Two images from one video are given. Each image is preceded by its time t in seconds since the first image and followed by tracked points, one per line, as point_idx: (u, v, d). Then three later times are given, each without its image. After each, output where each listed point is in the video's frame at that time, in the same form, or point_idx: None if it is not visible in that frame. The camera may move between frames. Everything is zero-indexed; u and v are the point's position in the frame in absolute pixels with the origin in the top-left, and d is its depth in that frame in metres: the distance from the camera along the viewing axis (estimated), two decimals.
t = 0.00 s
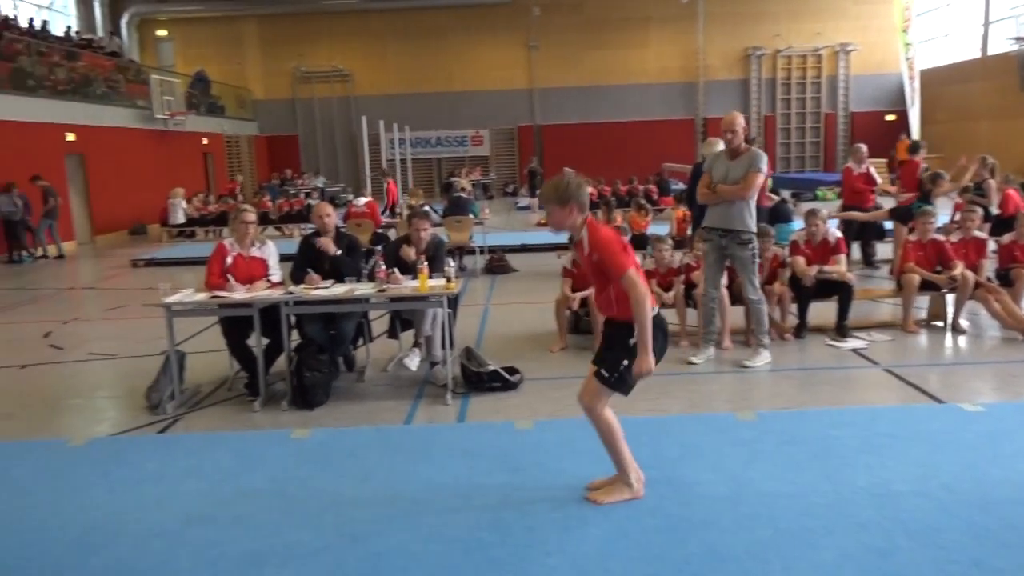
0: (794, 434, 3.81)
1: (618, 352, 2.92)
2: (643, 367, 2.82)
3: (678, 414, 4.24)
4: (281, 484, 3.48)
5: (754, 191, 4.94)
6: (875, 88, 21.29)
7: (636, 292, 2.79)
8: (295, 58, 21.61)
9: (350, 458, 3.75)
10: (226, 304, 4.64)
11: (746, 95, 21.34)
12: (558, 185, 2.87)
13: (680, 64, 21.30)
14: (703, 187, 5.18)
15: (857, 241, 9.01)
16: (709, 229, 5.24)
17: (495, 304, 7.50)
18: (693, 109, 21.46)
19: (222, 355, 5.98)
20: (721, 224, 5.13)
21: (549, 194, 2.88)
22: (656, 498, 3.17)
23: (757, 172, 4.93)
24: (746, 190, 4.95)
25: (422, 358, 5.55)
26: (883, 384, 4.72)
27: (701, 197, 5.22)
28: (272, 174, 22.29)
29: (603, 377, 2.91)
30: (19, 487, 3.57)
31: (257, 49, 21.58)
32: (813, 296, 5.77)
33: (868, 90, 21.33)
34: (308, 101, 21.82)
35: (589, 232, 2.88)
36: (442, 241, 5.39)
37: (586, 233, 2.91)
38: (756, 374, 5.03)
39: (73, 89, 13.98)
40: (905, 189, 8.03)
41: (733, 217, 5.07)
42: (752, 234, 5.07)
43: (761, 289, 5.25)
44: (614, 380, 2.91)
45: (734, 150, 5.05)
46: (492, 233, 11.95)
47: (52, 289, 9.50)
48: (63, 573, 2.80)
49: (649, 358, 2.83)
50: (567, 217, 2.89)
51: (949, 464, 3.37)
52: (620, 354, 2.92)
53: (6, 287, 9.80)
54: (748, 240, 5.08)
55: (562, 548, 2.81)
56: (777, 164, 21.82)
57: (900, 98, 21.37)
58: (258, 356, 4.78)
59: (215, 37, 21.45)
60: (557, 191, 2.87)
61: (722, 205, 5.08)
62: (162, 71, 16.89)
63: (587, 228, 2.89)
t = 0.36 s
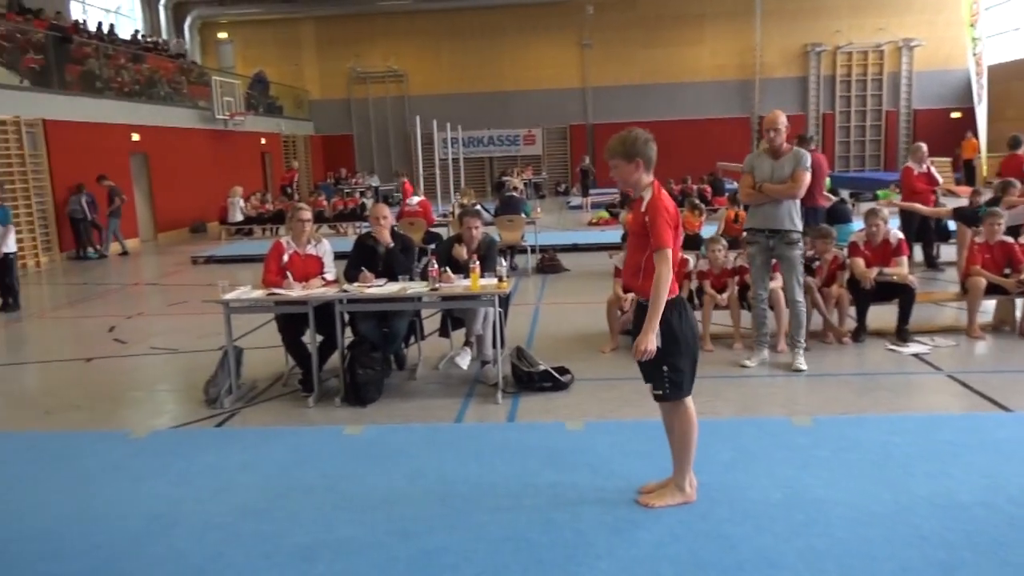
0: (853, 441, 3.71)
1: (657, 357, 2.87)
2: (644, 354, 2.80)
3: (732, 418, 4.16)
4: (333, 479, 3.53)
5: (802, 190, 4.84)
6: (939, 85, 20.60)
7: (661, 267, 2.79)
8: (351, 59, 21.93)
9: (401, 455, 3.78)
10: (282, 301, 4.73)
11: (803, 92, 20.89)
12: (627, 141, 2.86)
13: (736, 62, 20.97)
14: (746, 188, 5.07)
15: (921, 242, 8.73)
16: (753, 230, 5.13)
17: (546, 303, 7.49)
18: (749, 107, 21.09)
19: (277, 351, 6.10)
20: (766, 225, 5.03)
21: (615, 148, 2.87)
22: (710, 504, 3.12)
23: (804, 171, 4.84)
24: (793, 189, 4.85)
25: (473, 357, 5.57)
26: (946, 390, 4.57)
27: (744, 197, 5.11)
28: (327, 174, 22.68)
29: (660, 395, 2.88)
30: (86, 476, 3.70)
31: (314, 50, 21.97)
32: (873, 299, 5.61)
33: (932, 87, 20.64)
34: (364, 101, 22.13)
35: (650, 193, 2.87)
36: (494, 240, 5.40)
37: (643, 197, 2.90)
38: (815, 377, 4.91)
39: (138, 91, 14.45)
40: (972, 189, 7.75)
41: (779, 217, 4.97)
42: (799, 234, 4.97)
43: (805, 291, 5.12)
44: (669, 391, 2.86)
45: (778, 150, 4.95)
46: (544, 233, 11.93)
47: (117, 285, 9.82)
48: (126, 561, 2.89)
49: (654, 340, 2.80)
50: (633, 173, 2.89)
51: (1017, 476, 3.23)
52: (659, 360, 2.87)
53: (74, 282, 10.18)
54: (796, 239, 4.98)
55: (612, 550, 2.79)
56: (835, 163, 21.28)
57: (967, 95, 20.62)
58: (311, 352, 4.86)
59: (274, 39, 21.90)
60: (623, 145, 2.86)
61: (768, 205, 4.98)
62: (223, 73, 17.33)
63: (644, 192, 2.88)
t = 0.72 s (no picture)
0: (898, 451, 3.63)
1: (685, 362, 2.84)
2: (692, 355, 2.75)
3: (772, 426, 4.10)
4: (371, 480, 3.56)
5: (851, 192, 4.76)
6: (989, 87, 20.08)
7: (689, 268, 2.75)
8: (391, 63, 22.14)
9: (437, 458, 3.80)
10: (322, 303, 4.78)
11: (847, 96, 20.55)
12: (672, 142, 2.85)
13: (778, 65, 20.70)
14: (792, 191, 4.97)
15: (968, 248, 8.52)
16: (799, 234, 5.05)
17: (583, 307, 7.47)
18: (791, 110, 20.82)
19: (316, 352, 6.17)
20: (812, 228, 4.95)
21: (661, 148, 2.85)
22: (750, 513, 3.07)
23: (853, 172, 4.77)
24: (842, 191, 4.78)
25: (510, 360, 5.58)
26: (995, 400, 4.45)
27: (789, 200, 5.03)
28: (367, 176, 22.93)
29: (687, 399, 2.83)
30: (129, 473, 3.78)
31: (355, 54, 22.23)
32: (918, 306, 5.50)
33: (981, 89, 20.13)
34: (404, 105, 22.34)
35: (689, 196, 2.86)
36: (532, 243, 5.41)
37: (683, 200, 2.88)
38: (858, 385, 4.82)
39: (184, 95, 14.75)
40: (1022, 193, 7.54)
41: (826, 220, 4.89)
42: (846, 238, 4.90)
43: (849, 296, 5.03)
44: (695, 397, 2.81)
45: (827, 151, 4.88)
46: (581, 236, 11.89)
47: (162, 285, 10.03)
48: (169, 558, 2.95)
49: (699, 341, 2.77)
50: (675, 175, 2.86)
51: None
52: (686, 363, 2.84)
53: (121, 282, 10.42)
54: (842, 244, 4.91)
55: (650, 557, 2.77)
56: (879, 168, 20.87)
57: (1018, 97, 20.07)
58: (350, 353, 4.91)
59: (317, 44, 22.20)
60: (669, 146, 2.84)
61: (815, 208, 4.90)
62: (267, 77, 17.63)
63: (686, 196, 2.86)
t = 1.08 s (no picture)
0: (935, 460, 3.56)
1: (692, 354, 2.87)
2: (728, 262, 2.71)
3: (805, 432, 4.06)
4: (401, 481, 3.59)
5: (885, 198, 4.68)
6: None
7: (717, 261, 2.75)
8: (422, 67, 22.28)
9: (467, 460, 3.81)
10: (353, 306, 4.83)
11: (882, 99, 20.28)
12: (695, 143, 2.85)
13: (811, 68, 20.48)
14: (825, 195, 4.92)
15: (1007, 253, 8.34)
16: (832, 239, 4.99)
17: (613, 311, 7.46)
18: (824, 113, 20.58)
19: (347, 354, 6.23)
20: (845, 234, 4.89)
21: (685, 149, 2.86)
22: (782, 520, 3.04)
23: (888, 178, 4.68)
24: (876, 197, 4.70)
25: (539, 364, 5.59)
26: None
27: (823, 205, 4.97)
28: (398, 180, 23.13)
29: (678, 386, 2.87)
30: (164, 471, 3.86)
31: (387, 59, 22.41)
32: (955, 312, 5.40)
33: (1021, 92, 19.72)
34: (434, 109, 22.48)
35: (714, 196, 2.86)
36: (562, 247, 5.41)
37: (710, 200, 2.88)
38: (893, 392, 4.75)
39: (219, 100, 14.98)
40: None
41: (858, 226, 4.83)
42: (879, 244, 4.83)
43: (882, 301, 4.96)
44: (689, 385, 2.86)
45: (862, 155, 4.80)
46: (611, 240, 11.86)
47: (196, 287, 10.20)
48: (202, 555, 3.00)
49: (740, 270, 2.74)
50: (700, 176, 2.87)
51: None
52: (690, 356, 2.87)
53: (157, 283, 10.62)
54: (876, 250, 4.84)
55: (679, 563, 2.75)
56: (915, 172, 20.52)
57: None
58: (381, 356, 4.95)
59: (349, 49, 22.43)
60: (692, 147, 2.85)
61: (849, 213, 4.83)
62: (300, 82, 17.85)
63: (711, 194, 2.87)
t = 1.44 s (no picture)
0: (953, 463, 3.53)
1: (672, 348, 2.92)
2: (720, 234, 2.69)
3: (820, 435, 4.03)
4: (415, 482, 3.61)
5: (902, 200, 4.66)
6: None
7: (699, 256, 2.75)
8: (437, 71, 22.35)
9: (480, 462, 3.82)
10: (368, 307, 4.85)
11: (899, 100, 20.12)
12: (694, 140, 2.87)
13: (827, 69, 20.36)
14: (841, 196, 4.90)
15: None
16: (848, 240, 4.97)
17: (627, 313, 7.44)
18: (840, 115, 20.45)
19: (362, 356, 6.26)
20: (861, 235, 4.86)
21: (684, 146, 2.89)
22: (797, 523, 3.03)
23: (905, 181, 4.65)
24: (892, 199, 4.67)
25: (554, 366, 5.58)
26: None
27: (838, 206, 4.95)
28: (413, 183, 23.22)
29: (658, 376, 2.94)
30: (181, 471, 3.90)
31: (402, 62, 22.50)
32: (973, 314, 5.35)
33: None
34: (449, 112, 22.55)
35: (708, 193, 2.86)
36: (577, 248, 5.41)
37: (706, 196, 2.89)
38: (911, 395, 4.71)
39: (236, 103, 15.10)
40: None
41: (874, 227, 4.81)
42: (895, 246, 4.79)
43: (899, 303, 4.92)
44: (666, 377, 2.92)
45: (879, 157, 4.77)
46: (626, 243, 11.84)
47: (213, 289, 10.29)
48: (218, 554, 3.03)
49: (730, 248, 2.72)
50: (699, 173, 2.89)
51: None
52: (673, 348, 2.92)
53: (175, 285, 10.72)
54: (893, 252, 4.80)
55: (694, 566, 2.74)
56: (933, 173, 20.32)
57: None
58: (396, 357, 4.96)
59: (365, 51, 22.54)
60: (690, 144, 2.87)
61: (864, 214, 4.81)
62: (315, 85, 17.95)
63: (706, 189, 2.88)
